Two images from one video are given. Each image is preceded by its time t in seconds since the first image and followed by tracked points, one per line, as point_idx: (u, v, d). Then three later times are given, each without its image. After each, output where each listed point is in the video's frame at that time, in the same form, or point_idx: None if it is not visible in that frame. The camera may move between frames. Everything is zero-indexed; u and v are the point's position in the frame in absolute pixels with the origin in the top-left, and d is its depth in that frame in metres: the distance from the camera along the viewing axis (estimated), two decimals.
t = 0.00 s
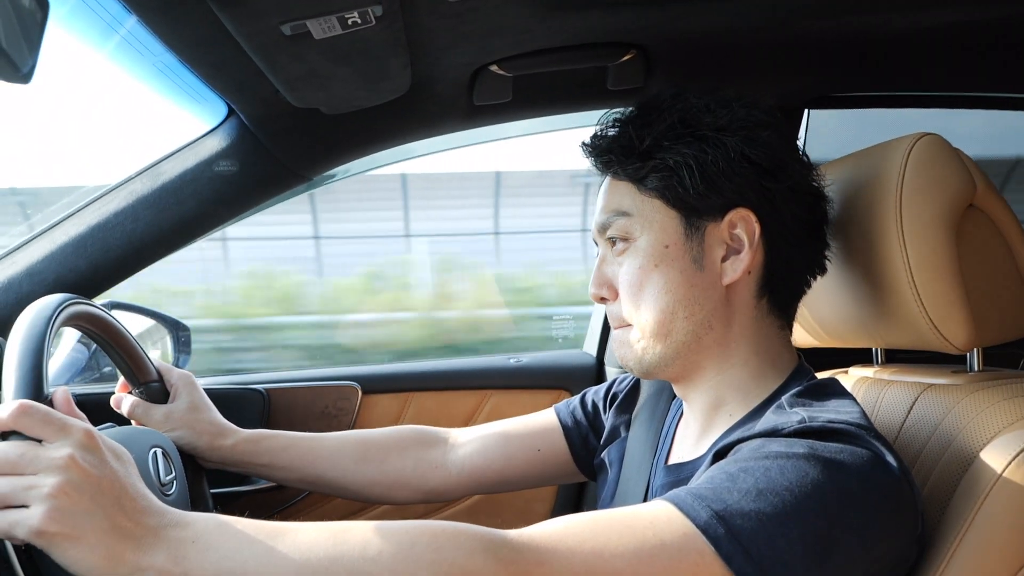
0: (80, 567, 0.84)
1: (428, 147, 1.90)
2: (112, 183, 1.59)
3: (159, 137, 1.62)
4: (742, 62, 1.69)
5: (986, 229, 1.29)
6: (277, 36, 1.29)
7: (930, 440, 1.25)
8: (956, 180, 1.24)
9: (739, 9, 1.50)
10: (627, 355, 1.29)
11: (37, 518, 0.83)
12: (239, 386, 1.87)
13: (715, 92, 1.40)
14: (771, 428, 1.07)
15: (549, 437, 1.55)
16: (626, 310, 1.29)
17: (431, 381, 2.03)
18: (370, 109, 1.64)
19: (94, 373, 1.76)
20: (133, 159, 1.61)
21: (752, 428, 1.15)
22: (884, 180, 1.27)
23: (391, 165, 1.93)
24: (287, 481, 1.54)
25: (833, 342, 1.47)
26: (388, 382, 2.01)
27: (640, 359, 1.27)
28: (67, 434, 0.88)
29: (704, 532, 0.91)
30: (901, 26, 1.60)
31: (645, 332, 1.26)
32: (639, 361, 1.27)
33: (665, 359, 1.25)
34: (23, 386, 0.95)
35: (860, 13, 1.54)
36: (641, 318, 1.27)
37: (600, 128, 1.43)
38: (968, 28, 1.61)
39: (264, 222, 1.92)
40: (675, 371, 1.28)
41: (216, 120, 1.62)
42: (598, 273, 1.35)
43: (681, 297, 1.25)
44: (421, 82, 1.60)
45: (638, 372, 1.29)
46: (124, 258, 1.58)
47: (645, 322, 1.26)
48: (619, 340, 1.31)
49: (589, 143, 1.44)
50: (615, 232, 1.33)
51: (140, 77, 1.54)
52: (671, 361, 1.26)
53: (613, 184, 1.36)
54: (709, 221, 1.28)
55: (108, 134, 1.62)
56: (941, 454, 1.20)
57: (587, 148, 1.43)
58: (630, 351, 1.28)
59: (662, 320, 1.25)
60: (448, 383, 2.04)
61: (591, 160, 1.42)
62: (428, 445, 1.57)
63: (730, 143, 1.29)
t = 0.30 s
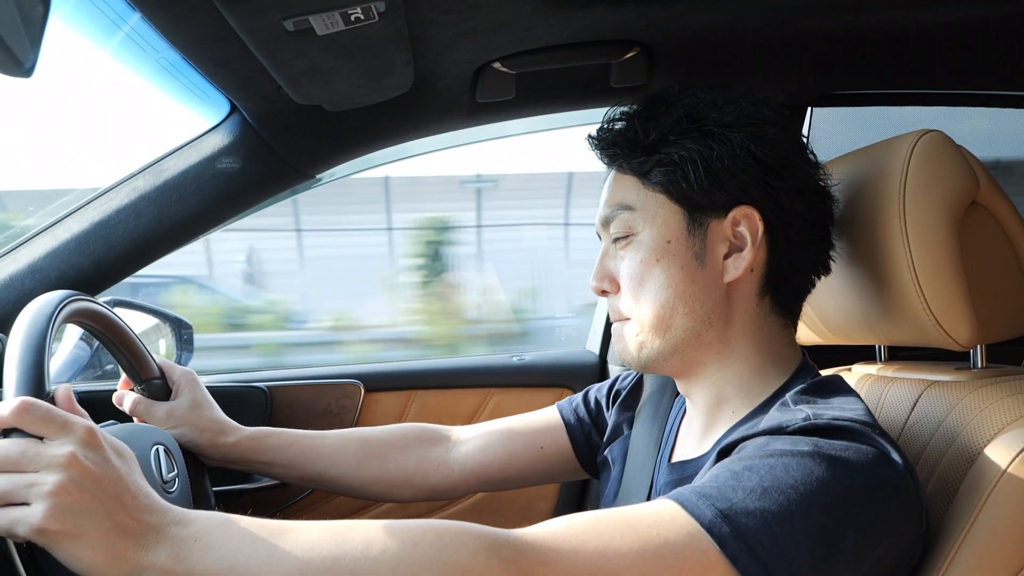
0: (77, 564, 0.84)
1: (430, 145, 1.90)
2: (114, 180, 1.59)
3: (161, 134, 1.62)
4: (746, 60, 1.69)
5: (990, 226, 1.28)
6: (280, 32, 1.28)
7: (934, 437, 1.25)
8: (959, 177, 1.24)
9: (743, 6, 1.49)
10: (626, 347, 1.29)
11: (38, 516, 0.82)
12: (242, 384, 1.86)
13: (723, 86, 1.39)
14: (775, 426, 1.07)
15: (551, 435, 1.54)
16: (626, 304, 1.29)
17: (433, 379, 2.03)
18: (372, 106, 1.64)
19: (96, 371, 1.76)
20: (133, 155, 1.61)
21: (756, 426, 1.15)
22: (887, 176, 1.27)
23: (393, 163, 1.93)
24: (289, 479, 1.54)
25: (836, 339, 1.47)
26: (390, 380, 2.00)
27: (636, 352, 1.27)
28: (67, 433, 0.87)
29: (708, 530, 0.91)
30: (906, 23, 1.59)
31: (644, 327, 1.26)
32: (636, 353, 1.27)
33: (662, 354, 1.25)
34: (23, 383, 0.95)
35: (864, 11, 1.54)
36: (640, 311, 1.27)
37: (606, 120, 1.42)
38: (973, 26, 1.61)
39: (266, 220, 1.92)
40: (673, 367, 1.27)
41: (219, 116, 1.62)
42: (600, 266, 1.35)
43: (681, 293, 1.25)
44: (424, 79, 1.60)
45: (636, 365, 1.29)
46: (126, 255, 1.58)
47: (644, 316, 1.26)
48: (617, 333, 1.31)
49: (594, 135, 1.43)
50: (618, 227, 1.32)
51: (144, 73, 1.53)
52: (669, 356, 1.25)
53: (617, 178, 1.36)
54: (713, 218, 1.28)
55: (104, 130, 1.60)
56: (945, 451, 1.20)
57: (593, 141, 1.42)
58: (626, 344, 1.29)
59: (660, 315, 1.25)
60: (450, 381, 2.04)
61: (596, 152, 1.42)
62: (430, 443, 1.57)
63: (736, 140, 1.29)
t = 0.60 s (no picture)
0: (76, 566, 0.84)
1: (433, 142, 1.89)
2: (117, 177, 1.59)
3: (164, 131, 1.61)
4: (750, 58, 1.68)
5: (994, 226, 1.27)
6: (282, 31, 1.28)
7: (936, 438, 1.24)
8: (962, 176, 1.23)
9: (747, 4, 1.48)
10: (619, 346, 1.28)
11: (36, 517, 0.82)
12: (244, 382, 1.86)
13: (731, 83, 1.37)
14: (777, 428, 1.06)
15: (554, 434, 1.54)
16: (621, 301, 1.29)
17: (436, 377, 2.03)
18: (375, 104, 1.63)
19: (99, 369, 1.76)
20: (136, 153, 1.60)
21: (758, 428, 1.14)
22: (889, 175, 1.26)
23: (397, 160, 1.92)
24: (291, 478, 1.54)
25: (840, 338, 1.46)
26: (393, 378, 2.00)
27: (629, 351, 1.26)
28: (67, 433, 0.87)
29: (710, 535, 0.90)
30: (912, 22, 1.58)
31: (640, 326, 1.25)
32: (629, 352, 1.27)
33: (657, 353, 1.25)
34: (22, 383, 0.95)
35: (870, 10, 1.53)
36: (634, 308, 1.26)
37: (609, 115, 1.41)
38: (980, 25, 1.59)
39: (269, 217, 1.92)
40: (668, 364, 1.27)
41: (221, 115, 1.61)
42: (598, 261, 1.34)
43: (678, 294, 1.25)
44: (427, 77, 1.59)
45: (629, 362, 1.28)
46: (127, 253, 1.57)
47: (639, 315, 1.26)
48: (611, 330, 1.31)
49: (598, 128, 1.42)
50: (618, 223, 1.32)
51: (146, 71, 1.53)
52: (664, 354, 1.25)
53: (618, 173, 1.35)
54: (713, 219, 1.27)
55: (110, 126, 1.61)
56: (947, 452, 1.19)
57: (596, 134, 1.42)
58: (619, 346, 1.28)
59: (656, 314, 1.25)
60: (454, 379, 2.04)
61: (598, 146, 1.41)
62: (433, 441, 1.56)
63: (739, 141, 1.28)
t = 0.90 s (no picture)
0: None
1: (434, 142, 1.87)
2: (113, 175, 1.57)
3: (159, 129, 1.60)
4: (754, 59, 1.66)
5: (998, 229, 1.26)
6: (278, 27, 1.26)
7: (941, 443, 1.22)
8: (968, 178, 1.21)
9: (751, 4, 1.46)
10: (622, 349, 1.26)
11: (23, 527, 0.80)
12: (242, 384, 1.84)
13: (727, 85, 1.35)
14: (780, 431, 1.04)
15: (555, 438, 1.52)
16: (621, 305, 1.27)
17: (437, 378, 2.01)
18: (374, 102, 1.61)
19: (95, 370, 1.75)
20: (130, 153, 1.59)
21: (760, 431, 1.12)
22: (894, 178, 1.24)
23: (396, 160, 1.90)
24: (288, 482, 1.52)
25: (844, 341, 1.44)
26: (393, 380, 1.98)
27: (633, 354, 1.24)
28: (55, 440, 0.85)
29: (712, 539, 0.88)
30: (918, 22, 1.56)
31: (642, 329, 1.23)
32: (632, 355, 1.25)
33: (661, 356, 1.23)
34: (9, 388, 0.92)
35: (876, 9, 1.51)
36: (635, 311, 1.25)
37: (607, 118, 1.39)
38: (987, 25, 1.57)
39: (267, 217, 1.90)
40: (671, 368, 1.25)
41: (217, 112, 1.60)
42: (596, 266, 1.32)
43: (679, 297, 1.23)
44: (427, 75, 1.57)
45: (632, 367, 1.26)
46: (122, 253, 1.55)
47: (641, 318, 1.24)
48: (614, 334, 1.29)
49: (594, 134, 1.40)
50: (616, 227, 1.30)
51: (141, 69, 1.51)
52: (667, 357, 1.23)
53: (615, 177, 1.33)
54: (711, 221, 1.25)
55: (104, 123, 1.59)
56: (952, 456, 1.17)
57: (593, 139, 1.40)
58: (623, 349, 1.26)
59: (657, 318, 1.23)
60: (455, 381, 2.02)
61: (595, 151, 1.39)
62: (432, 445, 1.54)
63: (736, 142, 1.25)
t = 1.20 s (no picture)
0: (62, 568, 0.82)
1: (435, 140, 1.87)
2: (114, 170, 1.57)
3: (161, 124, 1.60)
4: (756, 61, 1.66)
5: (996, 233, 1.26)
6: (282, 23, 1.26)
7: (938, 446, 1.22)
8: (967, 183, 1.21)
9: (756, 5, 1.46)
10: (625, 347, 1.26)
11: (20, 519, 0.80)
12: (241, 381, 1.84)
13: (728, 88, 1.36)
14: (778, 432, 1.04)
15: (554, 437, 1.52)
16: (620, 304, 1.27)
17: (436, 377, 2.01)
18: (376, 100, 1.61)
19: (92, 364, 1.74)
20: (131, 148, 1.58)
21: (759, 432, 1.12)
22: (894, 182, 1.24)
23: (397, 158, 1.90)
24: (286, 479, 1.52)
25: (843, 344, 1.44)
26: (392, 378, 1.98)
27: (635, 353, 1.25)
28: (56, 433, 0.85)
29: (710, 539, 0.88)
30: (921, 27, 1.56)
31: (640, 330, 1.24)
32: (634, 352, 1.25)
33: (660, 355, 1.23)
34: (9, 382, 0.92)
35: (879, 13, 1.51)
36: (633, 311, 1.25)
37: (609, 120, 1.40)
38: (989, 31, 1.58)
39: (268, 214, 1.90)
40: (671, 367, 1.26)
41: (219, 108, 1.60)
42: (596, 266, 1.33)
43: (677, 297, 1.23)
44: (429, 74, 1.57)
45: (633, 366, 1.26)
46: (122, 248, 1.55)
47: (639, 319, 1.24)
48: (614, 333, 1.29)
49: (596, 135, 1.40)
50: (615, 228, 1.30)
51: (144, 64, 1.51)
52: (667, 355, 1.24)
53: (616, 179, 1.34)
54: (710, 222, 1.25)
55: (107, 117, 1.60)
56: (948, 460, 1.17)
57: (594, 140, 1.40)
58: (625, 348, 1.26)
59: (656, 318, 1.23)
60: (453, 379, 2.02)
61: (597, 152, 1.39)
62: (431, 443, 1.54)
63: (736, 144, 1.26)
